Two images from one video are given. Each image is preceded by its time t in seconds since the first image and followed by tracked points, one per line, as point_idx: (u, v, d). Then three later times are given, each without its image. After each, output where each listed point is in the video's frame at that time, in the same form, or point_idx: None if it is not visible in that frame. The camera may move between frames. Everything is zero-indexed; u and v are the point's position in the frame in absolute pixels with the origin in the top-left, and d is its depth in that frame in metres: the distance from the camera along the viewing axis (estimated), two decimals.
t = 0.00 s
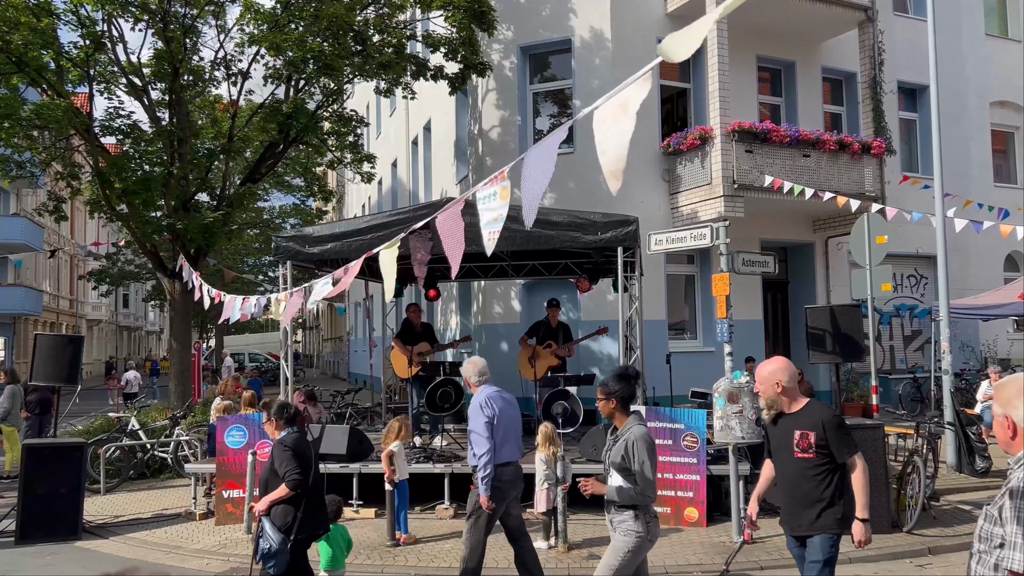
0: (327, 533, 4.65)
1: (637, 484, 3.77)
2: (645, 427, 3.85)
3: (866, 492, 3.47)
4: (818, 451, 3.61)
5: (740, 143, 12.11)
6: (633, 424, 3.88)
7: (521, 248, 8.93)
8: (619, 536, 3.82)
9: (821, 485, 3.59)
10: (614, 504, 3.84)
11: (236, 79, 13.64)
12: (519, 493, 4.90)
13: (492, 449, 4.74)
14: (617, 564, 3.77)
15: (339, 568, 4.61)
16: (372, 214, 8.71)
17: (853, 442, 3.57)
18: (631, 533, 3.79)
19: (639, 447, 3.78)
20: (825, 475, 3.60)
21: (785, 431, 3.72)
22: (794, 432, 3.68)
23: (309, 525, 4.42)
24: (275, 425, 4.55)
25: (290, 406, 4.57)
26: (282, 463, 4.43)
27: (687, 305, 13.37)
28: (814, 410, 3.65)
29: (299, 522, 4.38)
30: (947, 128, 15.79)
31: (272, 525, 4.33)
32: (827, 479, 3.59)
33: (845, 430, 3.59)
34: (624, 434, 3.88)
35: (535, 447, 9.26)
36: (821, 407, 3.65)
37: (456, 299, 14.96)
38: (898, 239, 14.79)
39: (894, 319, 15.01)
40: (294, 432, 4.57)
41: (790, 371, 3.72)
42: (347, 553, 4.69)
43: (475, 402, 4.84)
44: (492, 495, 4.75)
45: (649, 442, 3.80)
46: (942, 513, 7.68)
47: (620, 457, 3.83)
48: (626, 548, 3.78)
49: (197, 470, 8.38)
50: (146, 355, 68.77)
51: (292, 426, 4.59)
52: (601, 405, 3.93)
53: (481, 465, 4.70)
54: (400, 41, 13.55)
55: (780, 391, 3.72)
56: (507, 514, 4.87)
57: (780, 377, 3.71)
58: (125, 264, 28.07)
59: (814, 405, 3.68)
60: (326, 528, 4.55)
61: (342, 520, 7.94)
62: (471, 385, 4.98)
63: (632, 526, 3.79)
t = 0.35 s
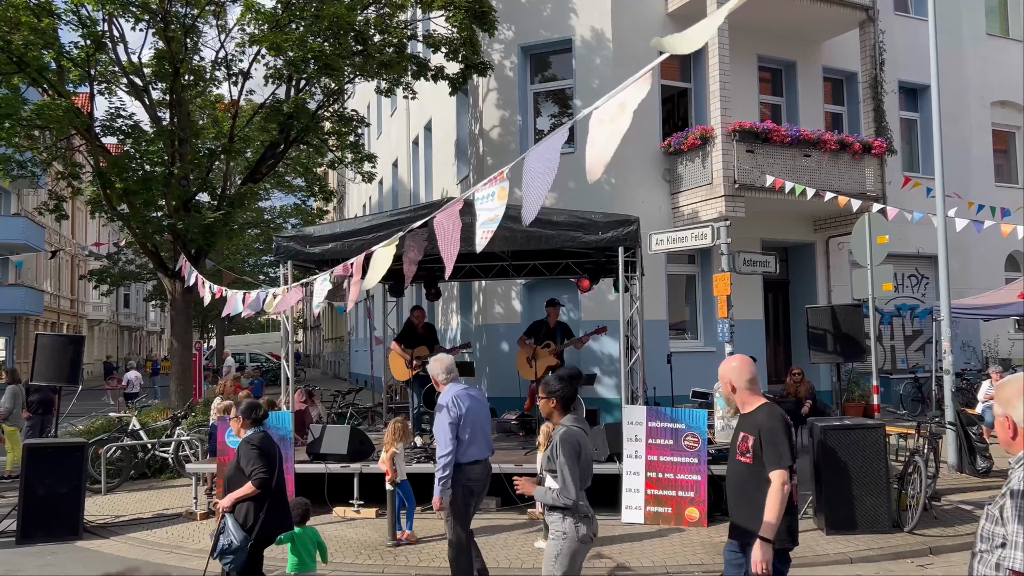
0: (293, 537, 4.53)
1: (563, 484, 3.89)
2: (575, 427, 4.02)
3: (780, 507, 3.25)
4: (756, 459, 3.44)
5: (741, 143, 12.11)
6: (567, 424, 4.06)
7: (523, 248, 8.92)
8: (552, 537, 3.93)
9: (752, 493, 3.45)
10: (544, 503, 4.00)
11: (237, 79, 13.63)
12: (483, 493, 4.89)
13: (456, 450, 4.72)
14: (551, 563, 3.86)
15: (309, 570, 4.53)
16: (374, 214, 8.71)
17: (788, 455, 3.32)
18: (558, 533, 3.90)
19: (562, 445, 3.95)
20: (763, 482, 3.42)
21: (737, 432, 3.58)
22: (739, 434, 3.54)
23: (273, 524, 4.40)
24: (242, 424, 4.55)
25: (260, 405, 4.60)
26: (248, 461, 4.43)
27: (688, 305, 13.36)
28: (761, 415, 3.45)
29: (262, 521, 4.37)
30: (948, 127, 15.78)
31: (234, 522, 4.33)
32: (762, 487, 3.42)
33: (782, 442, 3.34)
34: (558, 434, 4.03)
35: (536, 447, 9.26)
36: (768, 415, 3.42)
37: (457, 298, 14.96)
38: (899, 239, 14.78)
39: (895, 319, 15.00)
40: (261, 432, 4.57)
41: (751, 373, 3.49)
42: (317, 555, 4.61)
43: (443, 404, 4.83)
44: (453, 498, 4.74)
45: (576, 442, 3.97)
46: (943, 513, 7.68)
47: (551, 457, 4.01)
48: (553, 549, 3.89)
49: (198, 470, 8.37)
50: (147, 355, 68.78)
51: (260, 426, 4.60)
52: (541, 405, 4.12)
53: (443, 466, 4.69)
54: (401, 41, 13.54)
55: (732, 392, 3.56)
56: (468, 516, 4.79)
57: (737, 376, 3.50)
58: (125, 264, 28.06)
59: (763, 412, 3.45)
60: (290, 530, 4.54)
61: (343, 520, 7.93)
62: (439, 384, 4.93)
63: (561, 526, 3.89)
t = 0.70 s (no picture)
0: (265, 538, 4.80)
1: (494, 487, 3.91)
2: (519, 429, 4.02)
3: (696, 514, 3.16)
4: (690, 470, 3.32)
5: (742, 143, 12.10)
6: (511, 425, 4.06)
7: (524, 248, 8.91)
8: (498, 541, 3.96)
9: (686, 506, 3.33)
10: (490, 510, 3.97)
11: (238, 79, 13.63)
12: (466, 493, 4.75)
13: (437, 452, 4.59)
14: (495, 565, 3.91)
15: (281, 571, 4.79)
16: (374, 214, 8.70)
17: (718, 465, 3.17)
18: (507, 539, 3.90)
19: (505, 449, 3.94)
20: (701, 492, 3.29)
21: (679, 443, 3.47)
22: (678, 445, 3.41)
23: (242, 523, 4.39)
24: (216, 424, 4.56)
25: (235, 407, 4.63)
26: (220, 461, 4.44)
27: (689, 305, 13.34)
28: (696, 424, 3.32)
29: (232, 519, 4.35)
30: (950, 128, 15.75)
31: (203, 517, 4.30)
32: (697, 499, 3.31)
33: (710, 450, 3.20)
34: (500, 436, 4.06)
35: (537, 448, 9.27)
36: (701, 424, 3.29)
37: (459, 299, 14.96)
38: (900, 239, 14.77)
39: (897, 319, 15.00)
40: (235, 433, 4.58)
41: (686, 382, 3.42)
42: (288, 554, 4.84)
43: (428, 404, 4.69)
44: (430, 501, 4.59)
45: (520, 443, 3.97)
46: (945, 514, 7.68)
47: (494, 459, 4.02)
48: (505, 555, 3.90)
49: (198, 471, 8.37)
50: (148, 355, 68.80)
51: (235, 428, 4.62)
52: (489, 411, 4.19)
53: (422, 468, 4.55)
54: (402, 42, 13.54)
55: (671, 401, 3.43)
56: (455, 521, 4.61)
57: (672, 387, 3.44)
58: (127, 264, 28.06)
59: (698, 421, 3.32)
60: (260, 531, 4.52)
61: (344, 520, 7.92)
62: (419, 383, 4.82)
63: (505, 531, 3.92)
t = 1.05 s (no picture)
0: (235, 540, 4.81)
1: (438, 489, 3.86)
2: (463, 429, 4.00)
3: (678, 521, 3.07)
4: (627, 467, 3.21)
5: (742, 144, 12.10)
6: (453, 426, 4.03)
7: (525, 249, 8.90)
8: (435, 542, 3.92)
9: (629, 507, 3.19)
10: (432, 509, 3.94)
11: (239, 80, 13.64)
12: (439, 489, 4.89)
13: (419, 444, 4.73)
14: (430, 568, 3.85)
15: (252, 572, 4.84)
16: (375, 214, 8.71)
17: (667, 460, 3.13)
18: (448, 541, 3.88)
19: (448, 449, 3.91)
20: (633, 490, 3.20)
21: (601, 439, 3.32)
22: (607, 441, 3.29)
23: (201, 526, 4.46)
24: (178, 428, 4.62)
25: (196, 411, 4.67)
26: (178, 465, 4.51)
27: (690, 306, 13.34)
28: (629, 421, 3.23)
29: (190, 523, 4.43)
30: (951, 128, 15.74)
31: (161, 523, 4.40)
32: (631, 498, 3.19)
33: (654, 445, 3.15)
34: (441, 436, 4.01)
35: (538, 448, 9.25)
36: (637, 420, 3.21)
37: (459, 299, 14.97)
38: (901, 239, 14.76)
39: (898, 320, 15.01)
40: (196, 437, 4.64)
41: (612, 373, 3.30)
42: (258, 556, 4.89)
43: (406, 400, 4.74)
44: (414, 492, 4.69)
45: (463, 443, 3.96)
46: (945, 514, 7.68)
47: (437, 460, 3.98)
48: (443, 556, 3.87)
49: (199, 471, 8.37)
50: (149, 356, 68.84)
51: (197, 431, 4.67)
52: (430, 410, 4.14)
53: (408, 461, 4.67)
54: (402, 42, 13.54)
55: (603, 398, 3.27)
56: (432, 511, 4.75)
57: (602, 381, 3.28)
58: (128, 264, 28.07)
59: (632, 417, 3.23)
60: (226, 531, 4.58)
61: (346, 521, 7.92)
62: (391, 382, 4.77)
63: (445, 532, 3.89)
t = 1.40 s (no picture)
0: (202, 541, 4.50)
1: (382, 498, 3.65)
2: (406, 435, 3.75)
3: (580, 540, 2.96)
4: (536, 484, 3.13)
5: (743, 145, 12.10)
6: (396, 432, 3.77)
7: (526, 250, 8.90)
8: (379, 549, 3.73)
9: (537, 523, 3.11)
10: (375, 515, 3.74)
11: (240, 81, 13.65)
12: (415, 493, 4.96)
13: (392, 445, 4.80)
14: None
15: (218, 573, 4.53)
16: (376, 215, 8.72)
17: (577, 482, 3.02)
18: (387, 545, 3.69)
19: (391, 457, 3.66)
20: (542, 508, 3.11)
21: (517, 451, 3.24)
22: (521, 455, 3.19)
23: (153, 530, 4.46)
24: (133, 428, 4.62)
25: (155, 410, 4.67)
26: (132, 466, 4.51)
27: (690, 307, 13.35)
28: (545, 436, 3.11)
29: (143, 525, 4.45)
30: (951, 129, 15.76)
31: (116, 525, 4.42)
32: (539, 514, 3.10)
33: (565, 466, 3.02)
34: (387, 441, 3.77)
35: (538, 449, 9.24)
36: (552, 435, 3.09)
37: (460, 300, 14.97)
38: (902, 240, 14.76)
39: (898, 321, 15.01)
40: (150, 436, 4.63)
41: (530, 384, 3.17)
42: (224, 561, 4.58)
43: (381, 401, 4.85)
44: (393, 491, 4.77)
45: (406, 449, 3.70)
46: (946, 515, 7.68)
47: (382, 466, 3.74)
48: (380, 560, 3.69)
49: (200, 472, 8.37)
50: (149, 357, 68.85)
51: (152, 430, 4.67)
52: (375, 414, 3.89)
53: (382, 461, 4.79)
54: (403, 43, 13.54)
55: (521, 409, 3.16)
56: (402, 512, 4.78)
57: (522, 392, 3.16)
58: (128, 266, 28.09)
59: (547, 432, 3.12)
60: (180, 534, 4.59)
61: (346, 522, 7.92)
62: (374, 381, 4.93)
63: (387, 539, 3.70)
